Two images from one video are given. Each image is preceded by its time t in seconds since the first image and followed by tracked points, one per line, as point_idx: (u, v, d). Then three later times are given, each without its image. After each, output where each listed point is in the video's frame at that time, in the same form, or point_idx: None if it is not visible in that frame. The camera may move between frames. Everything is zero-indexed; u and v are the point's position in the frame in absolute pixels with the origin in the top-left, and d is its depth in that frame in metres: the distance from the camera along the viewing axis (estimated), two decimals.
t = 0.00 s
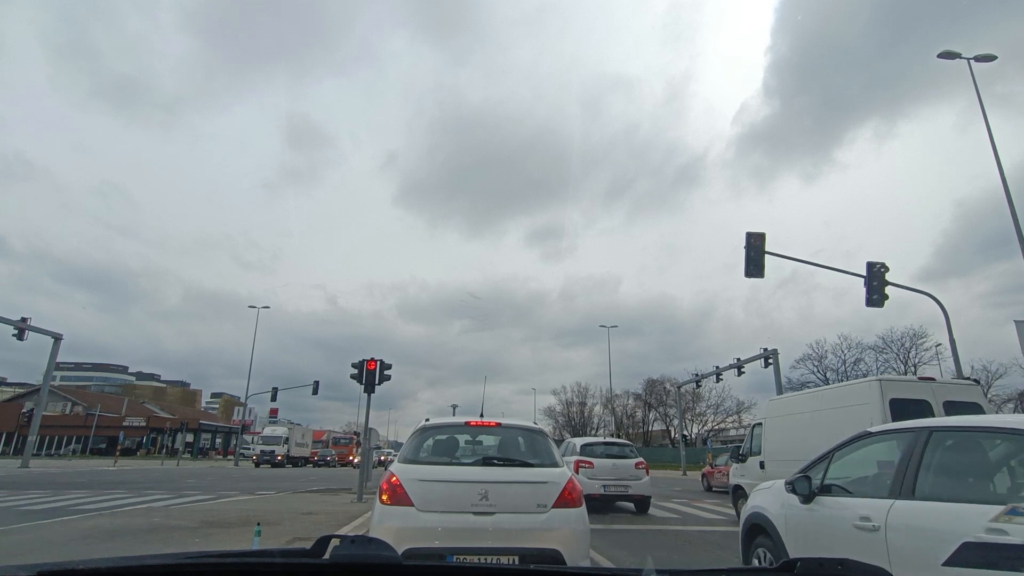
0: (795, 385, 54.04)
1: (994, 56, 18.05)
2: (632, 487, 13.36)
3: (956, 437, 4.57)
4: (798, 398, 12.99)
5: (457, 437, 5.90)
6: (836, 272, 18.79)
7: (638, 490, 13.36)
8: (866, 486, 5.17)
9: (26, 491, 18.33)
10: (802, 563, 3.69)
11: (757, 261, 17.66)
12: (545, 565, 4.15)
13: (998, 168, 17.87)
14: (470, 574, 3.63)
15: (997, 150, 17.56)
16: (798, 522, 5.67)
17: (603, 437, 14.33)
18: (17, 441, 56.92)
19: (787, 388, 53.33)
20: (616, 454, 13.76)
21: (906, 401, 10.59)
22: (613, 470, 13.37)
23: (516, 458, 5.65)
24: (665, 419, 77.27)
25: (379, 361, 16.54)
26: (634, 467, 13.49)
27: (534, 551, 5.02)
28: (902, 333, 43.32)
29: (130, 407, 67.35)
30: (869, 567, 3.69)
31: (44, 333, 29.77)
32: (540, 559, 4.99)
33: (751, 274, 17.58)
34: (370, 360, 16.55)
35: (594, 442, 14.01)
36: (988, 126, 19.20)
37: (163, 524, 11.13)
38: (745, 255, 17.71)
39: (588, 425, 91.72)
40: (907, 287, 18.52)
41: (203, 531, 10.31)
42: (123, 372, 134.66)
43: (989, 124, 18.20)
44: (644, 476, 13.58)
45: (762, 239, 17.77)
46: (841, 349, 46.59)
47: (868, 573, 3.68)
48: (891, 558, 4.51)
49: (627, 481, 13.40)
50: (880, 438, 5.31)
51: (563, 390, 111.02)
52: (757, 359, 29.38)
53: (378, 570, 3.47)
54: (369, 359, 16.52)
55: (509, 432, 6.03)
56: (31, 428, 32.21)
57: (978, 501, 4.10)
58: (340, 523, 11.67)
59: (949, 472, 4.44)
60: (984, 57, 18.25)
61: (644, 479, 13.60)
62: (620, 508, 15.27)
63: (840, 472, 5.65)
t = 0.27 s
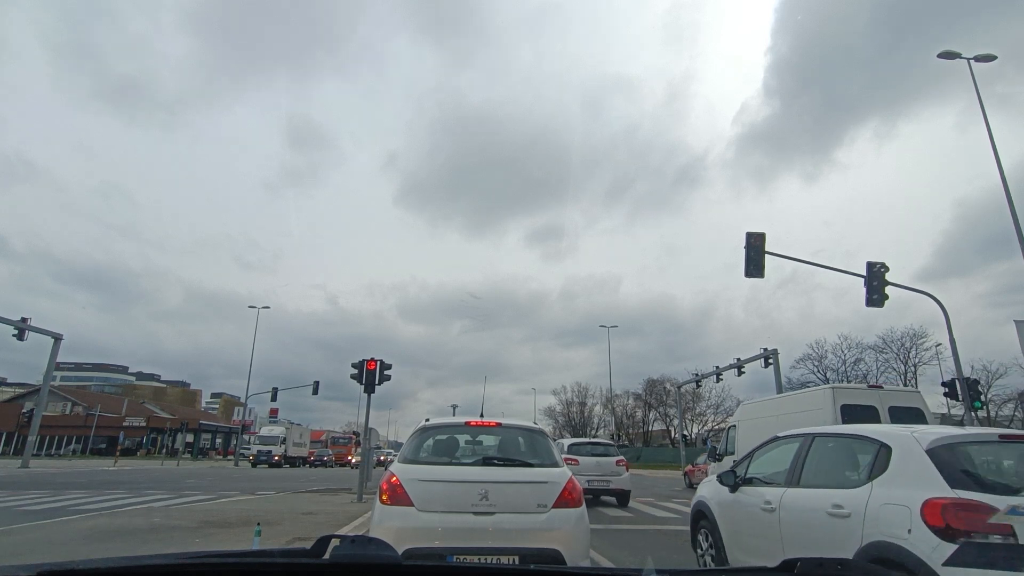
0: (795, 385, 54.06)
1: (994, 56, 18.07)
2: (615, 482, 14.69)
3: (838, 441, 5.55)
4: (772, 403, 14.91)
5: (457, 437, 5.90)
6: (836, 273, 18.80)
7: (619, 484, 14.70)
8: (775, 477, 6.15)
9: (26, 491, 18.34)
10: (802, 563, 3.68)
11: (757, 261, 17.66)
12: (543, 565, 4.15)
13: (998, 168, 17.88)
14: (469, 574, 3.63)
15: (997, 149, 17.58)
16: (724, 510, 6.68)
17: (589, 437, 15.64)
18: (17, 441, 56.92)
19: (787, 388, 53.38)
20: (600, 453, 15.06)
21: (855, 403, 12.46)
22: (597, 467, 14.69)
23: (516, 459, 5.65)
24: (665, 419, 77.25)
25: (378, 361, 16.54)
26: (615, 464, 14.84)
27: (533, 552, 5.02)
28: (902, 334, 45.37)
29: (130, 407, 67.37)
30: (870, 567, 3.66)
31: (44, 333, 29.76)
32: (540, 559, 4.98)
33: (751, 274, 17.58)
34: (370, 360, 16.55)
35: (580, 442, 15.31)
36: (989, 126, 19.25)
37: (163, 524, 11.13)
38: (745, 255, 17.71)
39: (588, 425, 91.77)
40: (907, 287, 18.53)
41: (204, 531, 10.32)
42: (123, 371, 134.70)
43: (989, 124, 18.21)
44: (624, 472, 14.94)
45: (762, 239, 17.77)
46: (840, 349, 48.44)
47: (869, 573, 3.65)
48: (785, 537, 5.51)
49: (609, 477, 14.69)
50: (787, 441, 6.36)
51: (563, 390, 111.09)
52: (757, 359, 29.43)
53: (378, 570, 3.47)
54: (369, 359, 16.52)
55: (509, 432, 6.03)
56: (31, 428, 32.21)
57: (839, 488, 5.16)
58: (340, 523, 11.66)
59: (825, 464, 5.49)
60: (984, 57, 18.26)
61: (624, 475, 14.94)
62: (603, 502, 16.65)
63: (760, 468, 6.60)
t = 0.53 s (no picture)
0: (795, 385, 54.09)
1: (994, 56, 18.08)
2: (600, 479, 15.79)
3: (750, 444, 7.12)
4: (742, 405, 15.91)
5: (457, 437, 5.90)
6: (836, 272, 18.80)
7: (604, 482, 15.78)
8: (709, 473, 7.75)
9: (26, 491, 18.34)
10: (803, 562, 3.69)
11: (757, 261, 17.66)
12: (543, 565, 4.16)
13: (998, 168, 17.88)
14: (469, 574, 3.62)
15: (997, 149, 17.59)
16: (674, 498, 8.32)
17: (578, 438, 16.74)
18: (17, 442, 56.93)
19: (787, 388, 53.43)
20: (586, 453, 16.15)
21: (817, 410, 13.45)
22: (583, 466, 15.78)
23: (516, 458, 5.65)
24: (665, 419, 77.23)
25: (378, 361, 16.54)
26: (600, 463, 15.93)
27: (533, 552, 5.02)
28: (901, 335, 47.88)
29: (130, 407, 67.37)
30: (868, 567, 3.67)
31: (44, 333, 29.75)
32: (540, 559, 4.98)
33: (751, 274, 17.58)
34: (370, 360, 16.54)
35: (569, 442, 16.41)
36: (989, 126, 19.27)
37: (163, 524, 11.14)
38: (745, 255, 17.70)
39: (588, 425, 91.80)
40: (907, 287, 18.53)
41: (204, 531, 10.33)
42: (123, 371, 134.71)
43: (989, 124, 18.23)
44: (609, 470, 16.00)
45: (762, 239, 17.77)
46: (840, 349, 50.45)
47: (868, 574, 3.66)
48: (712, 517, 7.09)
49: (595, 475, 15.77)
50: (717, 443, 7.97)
51: (563, 390, 111.01)
52: (757, 359, 29.47)
53: (378, 570, 3.47)
54: (369, 359, 16.52)
55: (509, 431, 6.03)
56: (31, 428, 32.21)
57: (747, 481, 6.75)
58: (340, 523, 11.67)
59: (740, 461, 7.11)
60: (984, 57, 18.26)
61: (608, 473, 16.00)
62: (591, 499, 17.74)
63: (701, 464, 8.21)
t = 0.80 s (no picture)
0: (795, 385, 54.14)
1: (994, 56, 18.10)
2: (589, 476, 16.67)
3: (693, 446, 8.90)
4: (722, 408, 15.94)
5: (457, 437, 5.90)
6: (836, 273, 18.81)
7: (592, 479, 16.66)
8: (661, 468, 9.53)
9: (25, 491, 18.34)
10: (802, 563, 3.69)
11: (757, 261, 17.65)
12: (544, 565, 4.15)
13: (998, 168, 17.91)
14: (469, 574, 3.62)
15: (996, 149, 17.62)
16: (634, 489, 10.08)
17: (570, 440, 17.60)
18: (17, 442, 56.91)
19: (787, 388, 53.47)
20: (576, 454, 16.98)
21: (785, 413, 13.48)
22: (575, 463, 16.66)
23: (516, 458, 5.65)
24: (665, 419, 77.24)
25: (378, 361, 16.54)
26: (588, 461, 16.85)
27: (533, 552, 5.01)
28: (898, 337, 49.68)
29: (130, 407, 67.37)
30: (869, 567, 3.64)
31: (44, 334, 29.75)
32: (540, 559, 4.98)
33: (751, 274, 17.58)
34: (370, 360, 16.54)
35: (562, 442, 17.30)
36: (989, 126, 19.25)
37: (163, 524, 11.15)
38: (745, 255, 17.70)
39: (588, 425, 91.83)
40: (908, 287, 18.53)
41: (203, 531, 10.33)
42: (123, 371, 134.68)
43: (988, 124, 18.28)
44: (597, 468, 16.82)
45: (762, 239, 17.77)
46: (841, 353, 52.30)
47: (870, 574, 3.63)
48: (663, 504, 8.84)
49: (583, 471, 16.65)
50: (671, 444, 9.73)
51: (563, 390, 110.94)
52: (757, 359, 29.56)
53: (378, 569, 3.46)
54: (369, 359, 16.53)
55: (509, 432, 6.03)
56: (31, 428, 32.19)
57: (688, 473, 8.60)
58: (339, 523, 11.67)
59: (685, 459, 8.89)
60: (984, 57, 18.25)
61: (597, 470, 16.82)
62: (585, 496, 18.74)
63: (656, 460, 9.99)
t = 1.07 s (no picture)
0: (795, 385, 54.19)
1: (994, 56, 18.12)
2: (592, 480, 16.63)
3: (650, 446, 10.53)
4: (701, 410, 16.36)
5: (457, 437, 5.90)
6: (836, 273, 18.82)
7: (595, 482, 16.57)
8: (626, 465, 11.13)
9: (26, 491, 18.36)
10: (803, 562, 3.69)
11: (757, 261, 17.66)
12: (545, 565, 4.16)
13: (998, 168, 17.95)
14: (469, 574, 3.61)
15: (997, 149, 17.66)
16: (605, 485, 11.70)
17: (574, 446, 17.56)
18: (17, 442, 56.92)
19: (787, 388, 53.51)
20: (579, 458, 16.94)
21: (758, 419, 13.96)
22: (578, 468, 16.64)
23: (516, 458, 5.65)
24: (665, 420, 77.26)
25: (378, 361, 16.54)
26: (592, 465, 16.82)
27: (534, 552, 5.01)
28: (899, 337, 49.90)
29: (130, 407, 67.39)
30: (870, 567, 3.62)
31: (44, 333, 29.77)
32: (540, 559, 4.98)
33: (751, 274, 17.58)
34: (370, 360, 16.55)
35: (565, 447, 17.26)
36: (989, 126, 19.27)
37: (163, 524, 11.15)
38: (745, 256, 17.70)
39: (588, 425, 91.85)
40: (908, 287, 18.54)
41: (203, 531, 10.33)
42: (123, 371, 134.76)
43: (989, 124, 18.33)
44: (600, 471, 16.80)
45: (762, 239, 17.77)
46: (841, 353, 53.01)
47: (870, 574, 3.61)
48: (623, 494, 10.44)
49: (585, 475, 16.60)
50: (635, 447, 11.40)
51: (563, 390, 110.98)
52: (757, 359, 29.61)
53: (378, 570, 3.46)
54: (369, 359, 16.53)
55: (509, 432, 6.03)
56: (31, 428, 32.18)
57: (644, 468, 10.20)
58: (340, 523, 11.67)
59: (643, 456, 10.55)
60: (984, 57, 18.26)
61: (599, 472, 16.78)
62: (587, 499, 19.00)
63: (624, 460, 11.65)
